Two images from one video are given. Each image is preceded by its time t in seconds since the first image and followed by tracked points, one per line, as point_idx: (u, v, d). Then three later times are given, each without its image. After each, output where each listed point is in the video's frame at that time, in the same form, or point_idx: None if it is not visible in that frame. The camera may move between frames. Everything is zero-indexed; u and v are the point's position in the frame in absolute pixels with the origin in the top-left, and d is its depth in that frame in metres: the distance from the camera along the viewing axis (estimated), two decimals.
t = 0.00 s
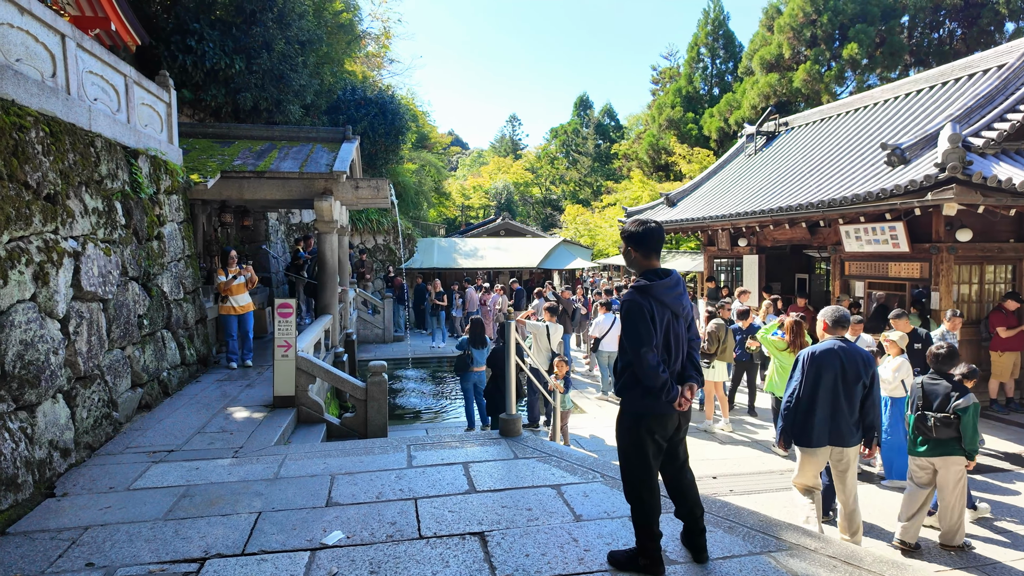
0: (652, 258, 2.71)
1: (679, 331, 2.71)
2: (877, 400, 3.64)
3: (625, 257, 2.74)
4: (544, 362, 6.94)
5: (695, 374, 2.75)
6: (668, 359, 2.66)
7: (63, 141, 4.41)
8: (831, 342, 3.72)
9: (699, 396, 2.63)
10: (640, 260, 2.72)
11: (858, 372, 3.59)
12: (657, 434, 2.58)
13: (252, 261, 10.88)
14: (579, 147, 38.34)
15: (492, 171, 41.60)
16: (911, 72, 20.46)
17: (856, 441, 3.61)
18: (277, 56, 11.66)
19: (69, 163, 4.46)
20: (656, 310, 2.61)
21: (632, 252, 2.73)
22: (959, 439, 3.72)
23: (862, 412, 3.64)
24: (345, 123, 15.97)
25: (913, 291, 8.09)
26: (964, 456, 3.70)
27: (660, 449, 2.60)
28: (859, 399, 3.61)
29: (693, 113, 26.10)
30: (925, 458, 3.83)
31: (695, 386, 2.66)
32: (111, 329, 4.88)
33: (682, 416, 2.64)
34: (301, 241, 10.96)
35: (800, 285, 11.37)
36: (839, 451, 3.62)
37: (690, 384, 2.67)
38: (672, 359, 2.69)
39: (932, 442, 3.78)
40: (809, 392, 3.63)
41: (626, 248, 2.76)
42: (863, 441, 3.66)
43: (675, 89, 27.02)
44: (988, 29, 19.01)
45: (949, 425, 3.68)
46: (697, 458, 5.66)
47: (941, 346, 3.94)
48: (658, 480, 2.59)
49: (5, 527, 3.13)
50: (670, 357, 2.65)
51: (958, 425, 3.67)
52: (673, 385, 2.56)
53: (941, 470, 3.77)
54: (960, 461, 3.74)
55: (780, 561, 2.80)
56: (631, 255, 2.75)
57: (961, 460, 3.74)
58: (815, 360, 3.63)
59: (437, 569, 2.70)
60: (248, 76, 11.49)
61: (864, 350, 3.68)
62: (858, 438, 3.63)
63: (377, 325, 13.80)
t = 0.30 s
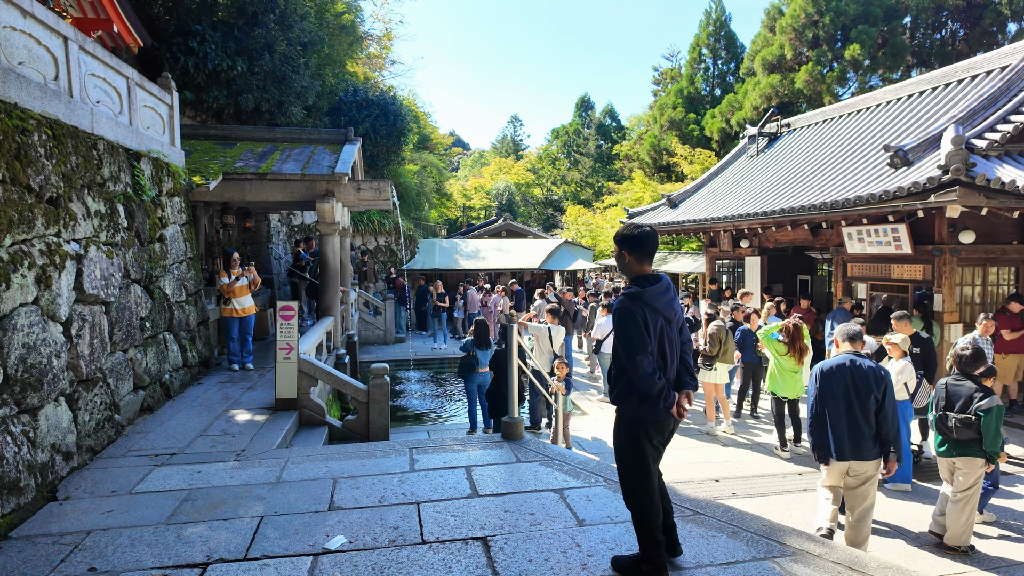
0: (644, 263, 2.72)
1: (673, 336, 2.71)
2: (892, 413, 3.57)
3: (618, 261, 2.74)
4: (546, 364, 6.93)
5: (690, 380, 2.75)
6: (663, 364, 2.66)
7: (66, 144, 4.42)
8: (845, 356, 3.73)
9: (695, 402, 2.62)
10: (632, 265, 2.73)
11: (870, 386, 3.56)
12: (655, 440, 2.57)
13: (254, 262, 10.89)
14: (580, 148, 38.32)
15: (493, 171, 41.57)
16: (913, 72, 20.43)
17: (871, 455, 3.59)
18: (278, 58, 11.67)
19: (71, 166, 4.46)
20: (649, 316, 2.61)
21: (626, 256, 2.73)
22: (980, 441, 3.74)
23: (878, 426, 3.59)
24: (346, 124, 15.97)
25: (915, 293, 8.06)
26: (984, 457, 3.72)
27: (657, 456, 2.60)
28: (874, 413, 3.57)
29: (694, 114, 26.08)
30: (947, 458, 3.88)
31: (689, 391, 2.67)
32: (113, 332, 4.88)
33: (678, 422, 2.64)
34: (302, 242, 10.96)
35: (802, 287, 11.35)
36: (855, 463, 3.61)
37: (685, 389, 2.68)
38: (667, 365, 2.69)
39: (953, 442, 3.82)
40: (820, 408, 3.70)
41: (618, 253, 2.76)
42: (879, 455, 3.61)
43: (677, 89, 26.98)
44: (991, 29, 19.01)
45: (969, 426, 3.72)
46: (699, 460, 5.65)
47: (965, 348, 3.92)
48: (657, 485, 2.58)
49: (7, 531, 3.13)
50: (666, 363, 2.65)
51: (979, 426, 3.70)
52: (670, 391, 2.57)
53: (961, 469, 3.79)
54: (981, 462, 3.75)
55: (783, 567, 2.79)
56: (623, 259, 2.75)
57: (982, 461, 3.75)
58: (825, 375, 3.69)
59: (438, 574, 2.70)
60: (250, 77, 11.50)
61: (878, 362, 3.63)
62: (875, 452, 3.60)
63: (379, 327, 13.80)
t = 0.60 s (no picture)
0: (627, 264, 2.71)
1: (658, 335, 2.73)
2: (895, 416, 3.49)
3: (602, 263, 2.73)
4: (546, 365, 6.92)
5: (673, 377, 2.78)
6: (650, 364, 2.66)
7: (66, 145, 4.41)
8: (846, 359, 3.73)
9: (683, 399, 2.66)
10: (615, 267, 2.71)
11: (868, 387, 3.55)
12: (647, 439, 2.58)
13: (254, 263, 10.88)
14: (581, 148, 38.31)
15: (493, 172, 41.56)
16: (914, 73, 20.43)
17: (871, 455, 3.57)
18: (279, 59, 11.67)
19: (72, 167, 4.46)
20: (637, 317, 2.61)
21: (608, 259, 2.72)
22: (999, 441, 3.71)
23: (877, 427, 3.55)
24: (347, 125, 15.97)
25: (916, 294, 8.04)
26: (1002, 457, 3.69)
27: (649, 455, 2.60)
28: (873, 415, 3.54)
29: (694, 115, 26.08)
30: (968, 459, 3.88)
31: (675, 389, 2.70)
32: (113, 333, 4.88)
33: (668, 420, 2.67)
34: (302, 243, 10.95)
35: (802, 288, 11.34)
36: (855, 464, 3.61)
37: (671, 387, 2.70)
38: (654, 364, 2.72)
39: (972, 443, 3.83)
40: (816, 409, 3.73)
41: (601, 255, 2.74)
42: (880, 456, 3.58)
43: (677, 90, 26.97)
44: (991, 30, 19.03)
45: (988, 427, 3.73)
46: (700, 461, 5.65)
47: (982, 350, 3.88)
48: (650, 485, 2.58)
49: (6, 533, 3.12)
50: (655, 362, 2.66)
51: (997, 427, 3.70)
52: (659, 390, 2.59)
53: (979, 468, 3.78)
54: (1001, 463, 3.72)
55: (785, 569, 2.78)
56: (606, 261, 2.73)
57: (1001, 462, 3.72)
58: (823, 378, 3.71)
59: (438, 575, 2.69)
60: (250, 78, 11.51)
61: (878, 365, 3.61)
62: (875, 452, 3.57)
63: (379, 327, 13.79)
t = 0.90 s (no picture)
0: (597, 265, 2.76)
1: (626, 335, 2.79)
2: (879, 435, 3.51)
3: (573, 266, 2.77)
4: (547, 367, 6.91)
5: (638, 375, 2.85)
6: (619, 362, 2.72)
7: (65, 147, 4.39)
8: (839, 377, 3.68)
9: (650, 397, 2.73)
10: (587, 270, 2.76)
11: (855, 406, 3.54)
12: (621, 436, 2.62)
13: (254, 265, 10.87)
14: (580, 150, 38.29)
15: (493, 173, 41.57)
16: (913, 75, 20.44)
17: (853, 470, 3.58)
18: (279, 60, 11.68)
19: (71, 169, 4.45)
20: (606, 317, 2.67)
21: (578, 262, 2.77)
22: None
23: (863, 443, 3.56)
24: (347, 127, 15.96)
25: (917, 295, 8.03)
26: None
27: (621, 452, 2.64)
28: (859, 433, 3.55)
29: (694, 116, 26.08)
30: (992, 457, 3.92)
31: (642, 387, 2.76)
32: (113, 335, 4.87)
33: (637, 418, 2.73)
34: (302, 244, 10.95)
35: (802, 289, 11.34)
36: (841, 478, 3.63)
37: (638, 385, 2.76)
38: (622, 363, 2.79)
39: (995, 441, 3.87)
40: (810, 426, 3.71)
41: (572, 258, 2.78)
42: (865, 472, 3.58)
43: (677, 91, 26.96)
44: (991, 32, 19.08)
45: (1008, 424, 3.76)
46: (701, 463, 5.64)
47: (998, 347, 3.93)
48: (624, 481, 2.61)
49: (6, 536, 3.11)
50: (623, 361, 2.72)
51: (1016, 423, 3.73)
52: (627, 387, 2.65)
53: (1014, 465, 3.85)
54: None
55: (787, 572, 2.77)
56: (578, 264, 2.77)
57: None
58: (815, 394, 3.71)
59: None
60: (250, 79, 11.51)
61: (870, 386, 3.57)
62: (858, 468, 3.57)
63: (379, 329, 13.78)
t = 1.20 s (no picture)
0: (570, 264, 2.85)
1: (600, 331, 2.87)
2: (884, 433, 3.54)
3: (548, 264, 2.86)
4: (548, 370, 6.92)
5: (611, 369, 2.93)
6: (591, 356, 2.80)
7: (66, 151, 4.40)
8: (841, 380, 3.67)
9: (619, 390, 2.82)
10: (562, 269, 2.85)
11: (863, 406, 3.56)
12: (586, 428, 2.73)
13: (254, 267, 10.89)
14: (580, 152, 38.30)
15: (493, 176, 41.63)
16: (913, 78, 20.49)
17: (858, 470, 3.57)
18: (279, 63, 11.70)
19: (72, 171, 4.45)
20: (581, 313, 2.75)
21: (555, 260, 2.86)
22: None
23: (869, 444, 3.57)
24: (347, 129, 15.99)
25: (916, 298, 8.03)
26: None
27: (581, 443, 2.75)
28: (866, 433, 3.56)
29: (694, 119, 26.11)
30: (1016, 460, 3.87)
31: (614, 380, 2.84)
32: (113, 337, 4.87)
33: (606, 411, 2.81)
34: (302, 247, 10.95)
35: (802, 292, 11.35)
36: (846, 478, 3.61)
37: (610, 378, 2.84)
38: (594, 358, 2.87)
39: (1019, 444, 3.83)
40: (815, 428, 3.70)
41: (547, 257, 2.87)
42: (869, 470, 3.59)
43: (677, 94, 26.99)
44: (990, 35, 19.16)
45: None
46: (701, 466, 5.63)
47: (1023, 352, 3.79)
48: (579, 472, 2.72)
49: (6, 539, 3.11)
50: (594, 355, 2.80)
51: None
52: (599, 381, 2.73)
53: None
54: None
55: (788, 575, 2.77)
56: (553, 264, 2.87)
57: None
58: (820, 398, 3.69)
59: None
60: (251, 82, 11.53)
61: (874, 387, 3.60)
62: (863, 466, 3.57)
63: (379, 331, 13.78)
